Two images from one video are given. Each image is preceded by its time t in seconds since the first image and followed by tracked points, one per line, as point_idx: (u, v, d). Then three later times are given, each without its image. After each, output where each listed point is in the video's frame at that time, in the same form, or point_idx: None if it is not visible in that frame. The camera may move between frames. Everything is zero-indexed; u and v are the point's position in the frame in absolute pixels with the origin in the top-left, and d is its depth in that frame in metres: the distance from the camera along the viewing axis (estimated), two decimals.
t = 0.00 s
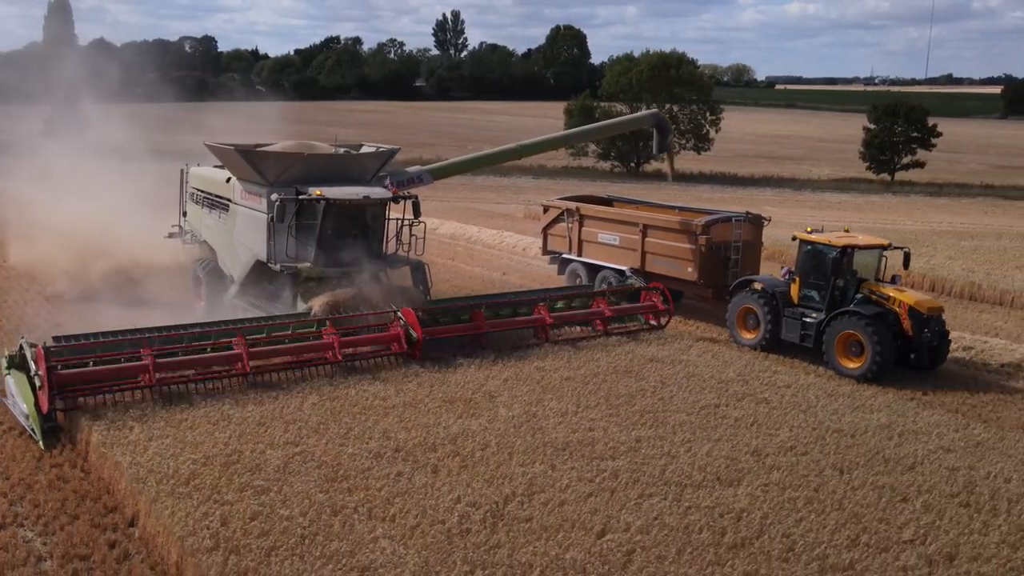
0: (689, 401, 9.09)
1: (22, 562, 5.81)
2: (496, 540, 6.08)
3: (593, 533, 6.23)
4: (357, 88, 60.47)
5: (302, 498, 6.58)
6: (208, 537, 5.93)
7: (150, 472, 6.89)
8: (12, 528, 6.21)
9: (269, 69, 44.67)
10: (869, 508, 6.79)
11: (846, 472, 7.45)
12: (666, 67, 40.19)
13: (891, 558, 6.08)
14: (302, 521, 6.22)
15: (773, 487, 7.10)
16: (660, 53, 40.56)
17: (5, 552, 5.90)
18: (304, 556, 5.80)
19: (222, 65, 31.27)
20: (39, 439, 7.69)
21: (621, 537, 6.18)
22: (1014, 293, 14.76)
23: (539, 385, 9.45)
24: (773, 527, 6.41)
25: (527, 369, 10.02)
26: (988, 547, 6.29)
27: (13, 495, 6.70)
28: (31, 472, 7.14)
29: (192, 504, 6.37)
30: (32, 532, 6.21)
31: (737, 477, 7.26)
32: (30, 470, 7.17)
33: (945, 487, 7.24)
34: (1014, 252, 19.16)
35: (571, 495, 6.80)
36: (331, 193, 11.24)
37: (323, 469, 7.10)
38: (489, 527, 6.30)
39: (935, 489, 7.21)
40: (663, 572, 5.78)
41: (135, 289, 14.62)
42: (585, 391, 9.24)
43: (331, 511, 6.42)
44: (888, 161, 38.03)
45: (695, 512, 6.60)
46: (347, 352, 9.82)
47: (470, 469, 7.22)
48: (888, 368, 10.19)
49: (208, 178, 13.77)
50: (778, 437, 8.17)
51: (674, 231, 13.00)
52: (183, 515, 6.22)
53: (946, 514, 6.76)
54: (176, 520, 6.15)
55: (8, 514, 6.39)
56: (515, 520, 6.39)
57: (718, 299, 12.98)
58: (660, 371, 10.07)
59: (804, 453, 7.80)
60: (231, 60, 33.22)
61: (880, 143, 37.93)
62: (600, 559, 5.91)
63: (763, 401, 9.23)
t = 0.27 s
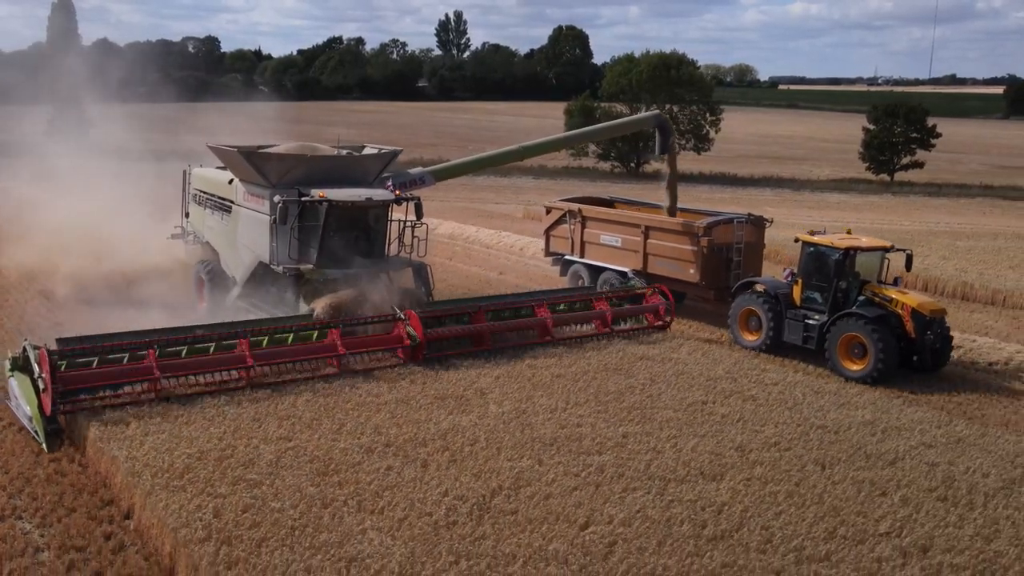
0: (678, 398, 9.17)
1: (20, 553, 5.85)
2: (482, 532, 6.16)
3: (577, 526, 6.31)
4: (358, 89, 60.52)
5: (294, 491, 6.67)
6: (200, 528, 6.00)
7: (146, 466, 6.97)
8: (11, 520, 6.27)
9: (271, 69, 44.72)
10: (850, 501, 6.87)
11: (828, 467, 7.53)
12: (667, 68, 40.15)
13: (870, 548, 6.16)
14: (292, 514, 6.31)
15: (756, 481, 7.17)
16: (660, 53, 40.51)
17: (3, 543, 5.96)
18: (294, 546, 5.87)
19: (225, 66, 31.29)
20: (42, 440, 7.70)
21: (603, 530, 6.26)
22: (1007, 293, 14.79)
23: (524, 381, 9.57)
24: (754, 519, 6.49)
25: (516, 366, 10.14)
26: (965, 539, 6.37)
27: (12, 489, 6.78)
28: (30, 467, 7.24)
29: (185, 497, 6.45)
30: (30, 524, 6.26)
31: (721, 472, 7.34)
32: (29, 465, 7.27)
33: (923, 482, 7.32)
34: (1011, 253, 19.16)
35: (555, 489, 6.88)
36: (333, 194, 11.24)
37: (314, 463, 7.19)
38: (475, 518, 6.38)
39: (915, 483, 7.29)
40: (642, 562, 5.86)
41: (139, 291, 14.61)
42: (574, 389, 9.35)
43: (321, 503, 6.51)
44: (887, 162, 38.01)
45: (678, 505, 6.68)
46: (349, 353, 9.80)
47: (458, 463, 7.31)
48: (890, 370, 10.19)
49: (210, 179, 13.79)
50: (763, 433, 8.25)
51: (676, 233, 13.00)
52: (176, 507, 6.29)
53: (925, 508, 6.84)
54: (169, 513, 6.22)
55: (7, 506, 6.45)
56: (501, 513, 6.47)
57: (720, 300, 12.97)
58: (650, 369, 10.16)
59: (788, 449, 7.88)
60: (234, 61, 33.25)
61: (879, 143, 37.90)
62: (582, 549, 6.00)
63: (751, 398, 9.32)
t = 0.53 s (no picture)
0: (665, 395, 9.34)
1: (19, 544, 6.07)
2: (468, 524, 6.35)
3: (561, 519, 6.50)
4: (360, 89, 60.61)
5: (285, 485, 6.89)
6: (194, 519, 6.21)
7: (141, 461, 7.20)
8: (12, 512, 6.50)
9: (274, 69, 44.81)
10: (828, 495, 7.06)
11: (810, 462, 7.71)
12: (666, 69, 40.37)
13: (843, 540, 6.35)
14: (285, 507, 6.52)
15: (739, 476, 7.36)
16: (660, 55, 40.72)
17: (3, 535, 6.17)
18: (284, 537, 6.08)
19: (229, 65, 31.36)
20: (48, 443, 7.69)
21: (586, 522, 6.45)
22: (996, 292, 14.88)
23: (517, 378, 9.74)
24: (732, 512, 6.68)
25: (508, 363, 10.33)
26: (937, 532, 6.55)
27: (12, 482, 7.01)
28: (30, 461, 7.46)
29: (180, 490, 6.66)
30: (30, 515, 6.49)
31: (704, 467, 7.53)
32: (29, 459, 7.47)
33: (903, 477, 7.49)
34: (1005, 253, 19.23)
35: (541, 484, 7.08)
36: (336, 197, 11.24)
37: (306, 458, 7.40)
38: (463, 511, 6.59)
39: (893, 478, 7.47)
40: (621, 552, 6.06)
41: (142, 292, 14.66)
42: (564, 385, 9.54)
43: (313, 496, 6.73)
44: (886, 162, 38.02)
45: (660, 498, 6.88)
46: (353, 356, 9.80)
47: (448, 458, 7.51)
48: (893, 372, 10.19)
49: (213, 181, 13.81)
50: (748, 429, 8.44)
51: (678, 235, 13.01)
52: (171, 500, 6.51)
53: (901, 502, 7.02)
54: (165, 505, 6.43)
55: (6, 500, 6.67)
56: (488, 506, 6.67)
57: (722, 302, 12.98)
58: (640, 366, 10.33)
59: (770, 445, 8.07)
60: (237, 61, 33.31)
61: (878, 144, 37.93)
62: (564, 541, 6.20)
63: (737, 395, 9.49)
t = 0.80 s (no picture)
0: (654, 392, 9.46)
1: (19, 535, 6.21)
2: (455, 516, 6.49)
3: (546, 511, 6.63)
4: (362, 89, 60.73)
5: (279, 478, 7.03)
6: (189, 511, 6.35)
7: (139, 455, 7.35)
8: (12, 505, 6.66)
9: (276, 69, 44.89)
10: (809, 488, 7.18)
11: (792, 457, 7.82)
12: (666, 70, 40.58)
13: (822, 531, 6.48)
14: (277, 499, 6.66)
15: (722, 469, 7.49)
16: (660, 55, 40.94)
17: (4, 526, 6.32)
18: (276, 528, 6.22)
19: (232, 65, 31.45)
20: (52, 445, 7.74)
21: (571, 514, 6.58)
22: (987, 292, 14.97)
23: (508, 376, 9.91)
24: (715, 505, 6.81)
25: (500, 363, 10.49)
26: (913, 524, 6.67)
27: (13, 476, 7.19)
28: (31, 456, 7.63)
29: (176, 483, 6.80)
30: (30, 508, 6.66)
31: (689, 461, 7.65)
32: (29, 453, 7.67)
33: (882, 471, 7.62)
34: (1000, 253, 19.30)
35: (527, 477, 7.21)
36: (340, 199, 11.26)
37: (299, 453, 7.54)
38: (450, 503, 6.72)
39: (873, 472, 7.58)
40: (603, 543, 6.19)
41: (146, 292, 14.71)
42: (554, 382, 9.70)
43: (304, 489, 6.86)
44: (886, 163, 38.02)
45: (644, 491, 7.00)
46: (356, 357, 9.84)
47: (438, 453, 7.64)
48: (894, 373, 10.22)
49: (216, 183, 13.85)
50: (733, 425, 8.55)
51: (680, 236, 13.03)
52: (167, 492, 6.65)
53: (879, 495, 7.13)
54: (161, 497, 6.57)
55: (7, 493, 6.84)
56: (475, 498, 6.81)
57: (724, 304, 13.01)
58: (630, 364, 10.47)
59: (756, 440, 8.19)
60: (241, 61, 33.39)
61: (878, 145, 37.96)
62: (548, 531, 6.33)
63: (723, 392, 9.61)
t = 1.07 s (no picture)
0: (643, 388, 9.62)
1: (20, 526, 6.38)
2: (443, 507, 6.64)
3: (532, 502, 6.78)
4: (365, 90, 60.87)
5: (273, 471, 7.19)
6: (185, 502, 6.51)
7: (136, 448, 7.54)
8: (13, 497, 6.84)
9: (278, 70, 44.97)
10: (790, 481, 7.32)
11: (776, 451, 7.97)
12: (666, 70, 40.79)
13: (800, 522, 6.62)
14: (271, 491, 6.82)
15: (706, 463, 7.63)
16: (660, 56, 41.14)
17: (6, 518, 6.47)
18: (269, 519, 6.38)
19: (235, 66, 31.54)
20: (58, 446, 7.79)
21: (556, 506, 6.73)
22: (978, 291, 15.06)
23: (500, 374, 10.04)
24: (697, 497, 6.95)
25: (497, 363, 10.59)
26: (890, 515, 6.81)
27: (15, 469, 7.38)
28: (31, 450, 7.83)
29: (173, 475, 6.97)
30: (31, 499, 6.84)
31: (674, 455, 7.80)
32: (30, 448, 7.86)
33: (862, 464, 7.74)
34: (996, 253, 19.37)
35: (513, 470, 7.35)
36: (343, 201, 11.30)
37: (292, 446, 7.71)
38: (439, 495, 6.88)
39: (854, 465, 7.72)
40: (585, 532, 6.34)
41: (149, 293, 14.78)
42: (549, 380, 9.81)
43: (297, 481, 7.02)
44: (884, 163, 38.04)
45: (629, 484, 7.15)
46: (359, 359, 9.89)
47: (429, 447, 7.79)
48: (895, 374, 10.26)
49: (219, 185, 13.90)
50: (720, 420, 8.70)
51: (681, 238, 13.07)
52: (164, 484, 6.82)
53: (859, 488, 7.27)
54: (157, 489, 6.75)
55: (9, 485, 7.01)
56: (463, 491, 6.96)
57: (725, 305, 13.05)
58: (630, 365, 10.52)
59: (741, 435, 8.33)
60: (244, 61, 33.49)
61: (876, 146, 38.00)
62: (532, 522, 6.47)
63: (710, 388, 9.77)
